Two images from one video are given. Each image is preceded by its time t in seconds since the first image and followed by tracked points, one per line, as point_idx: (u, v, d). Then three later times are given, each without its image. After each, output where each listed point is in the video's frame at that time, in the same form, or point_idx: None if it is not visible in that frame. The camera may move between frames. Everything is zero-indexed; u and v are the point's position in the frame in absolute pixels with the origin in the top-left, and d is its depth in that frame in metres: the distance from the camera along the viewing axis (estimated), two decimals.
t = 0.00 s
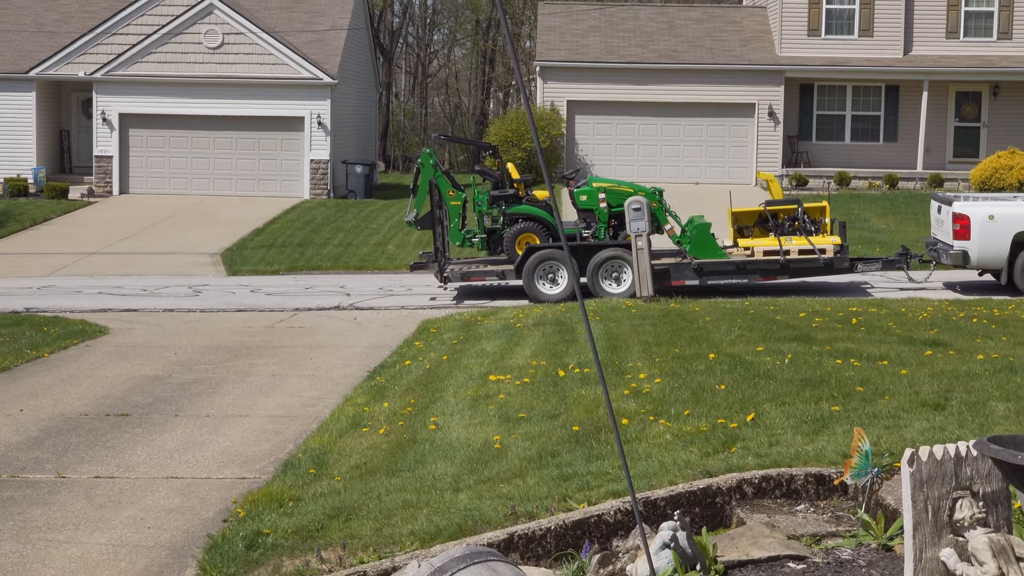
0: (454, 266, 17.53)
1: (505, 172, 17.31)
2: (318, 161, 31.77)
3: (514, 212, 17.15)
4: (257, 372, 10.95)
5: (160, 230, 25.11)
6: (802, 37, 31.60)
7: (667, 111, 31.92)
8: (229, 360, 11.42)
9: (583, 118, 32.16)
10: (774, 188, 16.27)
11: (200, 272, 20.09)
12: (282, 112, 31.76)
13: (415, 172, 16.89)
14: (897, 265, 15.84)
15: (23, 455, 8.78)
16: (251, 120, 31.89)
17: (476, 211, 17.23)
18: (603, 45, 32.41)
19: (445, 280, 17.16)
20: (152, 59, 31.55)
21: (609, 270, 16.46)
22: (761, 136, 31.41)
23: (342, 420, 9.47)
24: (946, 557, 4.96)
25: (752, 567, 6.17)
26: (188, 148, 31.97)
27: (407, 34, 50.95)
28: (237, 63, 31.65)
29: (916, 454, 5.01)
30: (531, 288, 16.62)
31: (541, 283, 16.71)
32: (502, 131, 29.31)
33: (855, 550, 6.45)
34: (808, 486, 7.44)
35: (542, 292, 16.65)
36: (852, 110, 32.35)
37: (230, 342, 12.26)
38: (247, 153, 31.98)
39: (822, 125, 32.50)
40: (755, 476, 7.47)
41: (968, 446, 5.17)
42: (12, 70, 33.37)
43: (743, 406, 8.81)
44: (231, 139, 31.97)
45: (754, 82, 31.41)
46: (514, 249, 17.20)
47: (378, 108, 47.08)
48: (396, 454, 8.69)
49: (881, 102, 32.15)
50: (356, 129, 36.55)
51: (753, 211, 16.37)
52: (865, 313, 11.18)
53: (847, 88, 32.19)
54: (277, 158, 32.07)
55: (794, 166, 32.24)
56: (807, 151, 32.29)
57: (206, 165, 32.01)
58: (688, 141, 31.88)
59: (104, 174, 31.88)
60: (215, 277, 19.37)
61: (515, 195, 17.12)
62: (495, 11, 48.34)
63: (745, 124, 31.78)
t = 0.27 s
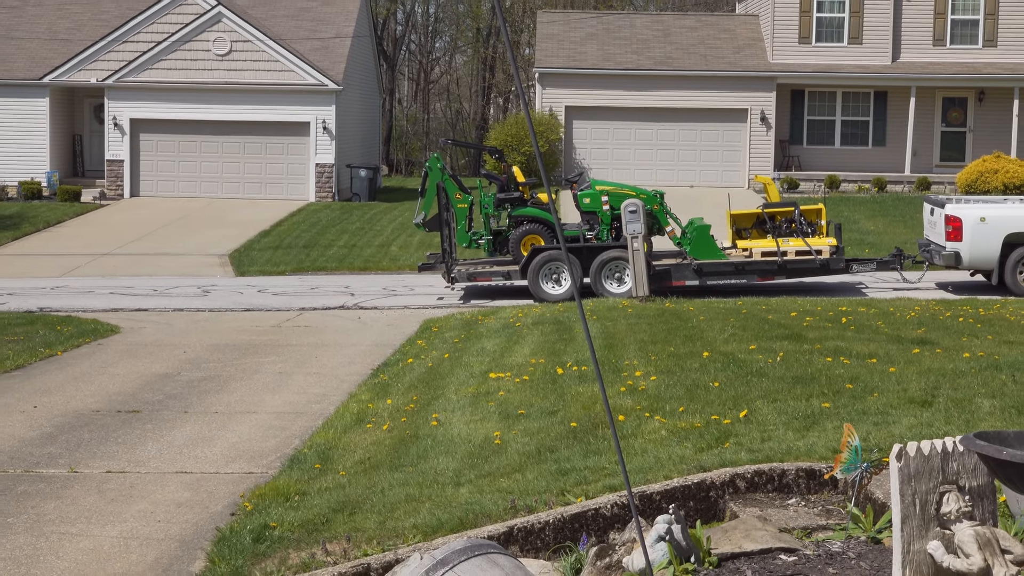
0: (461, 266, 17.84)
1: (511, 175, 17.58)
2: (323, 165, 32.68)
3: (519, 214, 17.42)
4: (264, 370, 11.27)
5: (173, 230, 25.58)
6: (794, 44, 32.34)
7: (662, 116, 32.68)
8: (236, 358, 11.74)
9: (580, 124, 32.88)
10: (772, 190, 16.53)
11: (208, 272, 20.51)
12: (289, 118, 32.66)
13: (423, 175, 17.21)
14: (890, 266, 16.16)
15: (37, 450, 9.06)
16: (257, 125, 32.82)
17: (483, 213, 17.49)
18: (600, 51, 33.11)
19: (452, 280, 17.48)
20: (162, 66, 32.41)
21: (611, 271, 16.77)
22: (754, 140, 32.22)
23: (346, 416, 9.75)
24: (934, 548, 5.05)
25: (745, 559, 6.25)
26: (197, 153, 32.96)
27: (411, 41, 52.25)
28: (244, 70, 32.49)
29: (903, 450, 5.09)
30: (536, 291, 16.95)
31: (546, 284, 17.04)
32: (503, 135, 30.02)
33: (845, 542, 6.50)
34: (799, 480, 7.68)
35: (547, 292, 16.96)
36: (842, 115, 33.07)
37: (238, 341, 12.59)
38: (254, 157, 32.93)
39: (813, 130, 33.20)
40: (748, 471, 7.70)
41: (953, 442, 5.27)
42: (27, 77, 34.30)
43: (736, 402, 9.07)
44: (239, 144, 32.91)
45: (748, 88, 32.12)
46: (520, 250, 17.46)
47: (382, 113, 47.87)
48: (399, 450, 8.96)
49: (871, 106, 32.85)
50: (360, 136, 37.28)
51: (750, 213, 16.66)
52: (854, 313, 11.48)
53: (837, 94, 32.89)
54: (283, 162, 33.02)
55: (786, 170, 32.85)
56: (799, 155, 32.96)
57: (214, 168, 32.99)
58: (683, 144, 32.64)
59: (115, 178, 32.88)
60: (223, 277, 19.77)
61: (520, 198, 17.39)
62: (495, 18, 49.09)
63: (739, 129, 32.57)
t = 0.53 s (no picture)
0: (465, 267, 18.10)
1: (514, 178, 17.81)
2: (327, 168, 33.86)
3: (522, 216, 17.67)
4: (269, 367, 11.57)
5: (186, 230, 26.10)
6: (784, 51, 33.64)
7: (657, 122, 34.10)
8: (243, 356, 12.05)
9: (578, 128, 34.19)
10: (767, 193, 16.79)
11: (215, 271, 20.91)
12: (294, 122, 33.91)
13: (427, 178, 17.42)
14: (881, 267, 16.52)
15: (48, 446, 9.31)
16: (263, 129, 34.10)
17: (487, 216, 17.71)
18: (596, 58, 34.38)
19: (455, 281, 17.76)
20: (172, 73, 33.59)
21: (610, 271, 17.04)
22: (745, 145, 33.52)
23: (350, 412, 10.03)
24: (921, 541, 5.18)
25: (738, 551, 6.50)
26: (205, 157, 34.17)
27: (412, 48, 52.78)
28: (251, 77, 33.66)
29: (892, 445, 5.26)
30: (538, 291, 17.25)
31: (548, 284, 17.32)
32: (502, 139, 31.13)
33: (836, 535, 6.75)
34: (791, 475, 7.89)
35: (548, 292, 17.24)
36: (831, 120, 34.54)
37: (245, 340, 12.91)
38: (260, 160, 34.17)
39: (803, 134, 34.62)
40: (741, 467, 7.90)
41: (941, 439, 5.57)
42: (41, 84, 35.15)
43: (729, 399, 9.32)
44: (246, 148, 34.16)
45: (739, 95, 33.54)
46: (522, 251, 17.71)
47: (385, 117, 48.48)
48: (401, 445, 9.21)
49: (860, 111, 34.31)
50: (361, 140, 37.86)
51: (746, 215, 16.94)
52: (843, 312, 11.78)
53: (827, 99, 34.31)
54: (287, 165, 34.23)
55: (776, 173, 34.23)
56: (790, 158, 34.32)
57: (222, 171, 34.24)
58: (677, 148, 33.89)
59: (126, 181, 34.09)
60: (230, 276, 20.17)
61: (523, 200, 17.63)
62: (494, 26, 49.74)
63: (730, 134, 33.91)
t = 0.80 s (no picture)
0: (466, 268, 18.33)
1: (513, 181, 18.06)
2: (331, 172, 34.43)
3: (521, 218, 17.92)
4: (274, 365, 11.85)
5: (195, 231, 26.46)
6: (777, 57, 34.35)
7: (652, 126, 34.79)
8: (248, 355, 12.32)
9: (576, 131, 34.92)
10: (760, 195, 17.02)
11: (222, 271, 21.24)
12: (299, 127, 34.42)
13: (429, 181, 17.65)
14: (872, 267, 16.81)
15: (59, 442, 9.55)
16: (269, 134, 34.60)
17: (487, 217, 17.94)
18: (593, 64, 35.13)
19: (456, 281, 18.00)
20: (178, 78, 34.07)
21: (607, 272, 17.26)
22: (738, 149, 34.25)
23: (353, 409, 10.29)
24: (910, 535, 5.39)
25: (731, 545, 6.56)
26: (213, 160, 34.62)
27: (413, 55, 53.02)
28: (257, 80, 34.16)
29: (882, 441, 5.51)
30: (537, 292, 17.52)
31: (546, 285, 17.56)
32: (501, 142, 31.72)
33: (825, 529, 6.82)
34: (783, 470, 8.05)
35: (547, 293, 17.49)
36: (823, 124, 35.28)
37: (250, 338, 13.19)
38: (265, 163, 34.69)
39: (795, 138, 35.42)
40: (734, 462, 8.08)
41: (929, 436, 5.80)
42: (51, 89, 35.44)
43: (723, 397, 9.54)
44: (251, 152, 34.67)
45: (733, 100, 34.21)
46: (522, 252, 17.93)
47: (387, 121, 48.99)
48: (402, 441, 9.44)
49: (850, 115, 35.14)
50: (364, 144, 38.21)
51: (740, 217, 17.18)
52: (835, 312, 12.06)
53: (819, 104, 35.10)
54: (292, 169, 34.76)
55: (770, 176, 35.05)
56: (783, 161, 35.29)
57: (228, 175, 34.73)
58: (672, 152, 34.64)
59: (134, 183, 34.56)
60: (236, 276, 20.50)
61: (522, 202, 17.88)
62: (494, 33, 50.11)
63: (723, 138, 34.64)
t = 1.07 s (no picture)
0: (465, 268, 18.67)
1: (511, 184, 18.40)
2: (336, 175, 34.87)
3: (518, 220, 18.27)
4: (281, 363, 12.19)
5: (205, 232, 26.87)
6: (768, 63, 35.23)
7: (646, 130, 35.51)
8: (256, 353, 12.66)
9: (573, 135, 35.63)
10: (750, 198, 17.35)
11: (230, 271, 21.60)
12: (305, 131, 34.86)
13: (429, 184, 17.95)
14: (859, 268, 17.20)
15: (73, 437, 9.84)
16: (276, 138, 35.03)
17: (485, 219, 18.27)
18: (590, 71, 35.71)
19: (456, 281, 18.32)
20: (188, 84, 34.43)
21: (602, 272, 17.58)
22: (731, 154, 35.03)
23: (357, 405, 10.62)
24: (898, 526, 5.51)
25: (723, 537, 6.57)
26: (222, 164, 35.03)
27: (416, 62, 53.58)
28: (264, 88, 34.56)
29: (870, 436, 5.61)
30: (535, 293, 17.85)
31: (544, 285, 17.87)
32: (501, 147, 32.12)
33: (815, 522, 6.86)
34: (773, 464, 8.13)
35: (545, 293, 17.81)
36: (812, 129, 36.15)
37: (257, 337, 13.55)
38: (272, 167, 35.14)
39: (785, 142, 36.32)
40: (726, 457, 8.13)
41: (916, 430, 5.93)
42: (62, 95, 35.81)
43: (715, 393, 9.81)
44: (258, 155, 35.10)
45: (726, 105, 35.01)
46: (519, 253, 18.25)
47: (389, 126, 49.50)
48: (405, 436, 9.74)
49: (838, 120, 35.92)
50: (367, 148, 38.58)
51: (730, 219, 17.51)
52: (823, 311, 12.51)
53: (808, 109, 35.99)
54: (297, 172, 35.19)
55: (760, 178, 35.86)
56: (773, 166, 36.08)
57: (235, 178, 35.15)
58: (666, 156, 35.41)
59: (144, 187, 34.84)
60: (244, 276, 20.87)
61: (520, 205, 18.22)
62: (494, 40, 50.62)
63: (715, 143, 35.41)
